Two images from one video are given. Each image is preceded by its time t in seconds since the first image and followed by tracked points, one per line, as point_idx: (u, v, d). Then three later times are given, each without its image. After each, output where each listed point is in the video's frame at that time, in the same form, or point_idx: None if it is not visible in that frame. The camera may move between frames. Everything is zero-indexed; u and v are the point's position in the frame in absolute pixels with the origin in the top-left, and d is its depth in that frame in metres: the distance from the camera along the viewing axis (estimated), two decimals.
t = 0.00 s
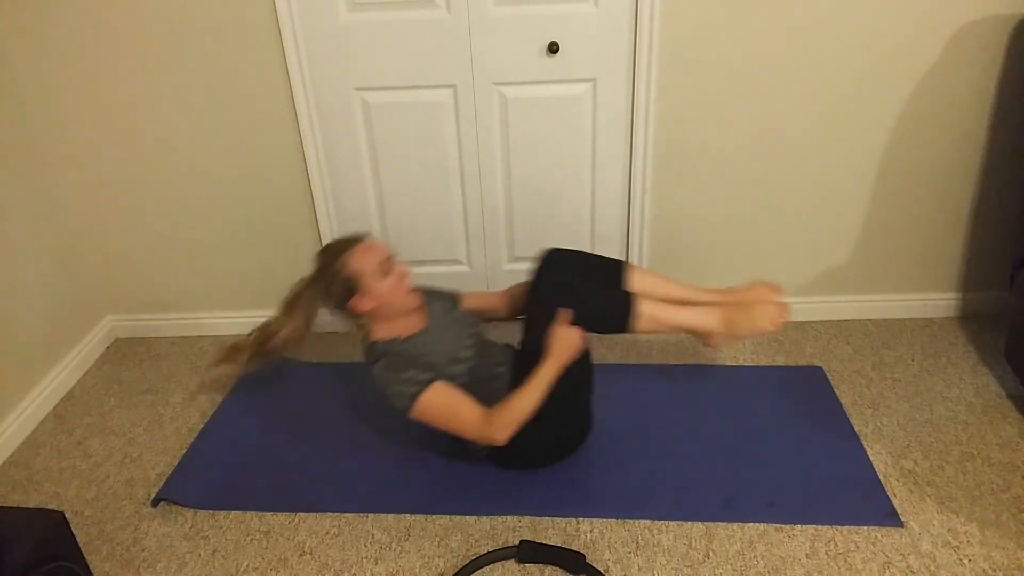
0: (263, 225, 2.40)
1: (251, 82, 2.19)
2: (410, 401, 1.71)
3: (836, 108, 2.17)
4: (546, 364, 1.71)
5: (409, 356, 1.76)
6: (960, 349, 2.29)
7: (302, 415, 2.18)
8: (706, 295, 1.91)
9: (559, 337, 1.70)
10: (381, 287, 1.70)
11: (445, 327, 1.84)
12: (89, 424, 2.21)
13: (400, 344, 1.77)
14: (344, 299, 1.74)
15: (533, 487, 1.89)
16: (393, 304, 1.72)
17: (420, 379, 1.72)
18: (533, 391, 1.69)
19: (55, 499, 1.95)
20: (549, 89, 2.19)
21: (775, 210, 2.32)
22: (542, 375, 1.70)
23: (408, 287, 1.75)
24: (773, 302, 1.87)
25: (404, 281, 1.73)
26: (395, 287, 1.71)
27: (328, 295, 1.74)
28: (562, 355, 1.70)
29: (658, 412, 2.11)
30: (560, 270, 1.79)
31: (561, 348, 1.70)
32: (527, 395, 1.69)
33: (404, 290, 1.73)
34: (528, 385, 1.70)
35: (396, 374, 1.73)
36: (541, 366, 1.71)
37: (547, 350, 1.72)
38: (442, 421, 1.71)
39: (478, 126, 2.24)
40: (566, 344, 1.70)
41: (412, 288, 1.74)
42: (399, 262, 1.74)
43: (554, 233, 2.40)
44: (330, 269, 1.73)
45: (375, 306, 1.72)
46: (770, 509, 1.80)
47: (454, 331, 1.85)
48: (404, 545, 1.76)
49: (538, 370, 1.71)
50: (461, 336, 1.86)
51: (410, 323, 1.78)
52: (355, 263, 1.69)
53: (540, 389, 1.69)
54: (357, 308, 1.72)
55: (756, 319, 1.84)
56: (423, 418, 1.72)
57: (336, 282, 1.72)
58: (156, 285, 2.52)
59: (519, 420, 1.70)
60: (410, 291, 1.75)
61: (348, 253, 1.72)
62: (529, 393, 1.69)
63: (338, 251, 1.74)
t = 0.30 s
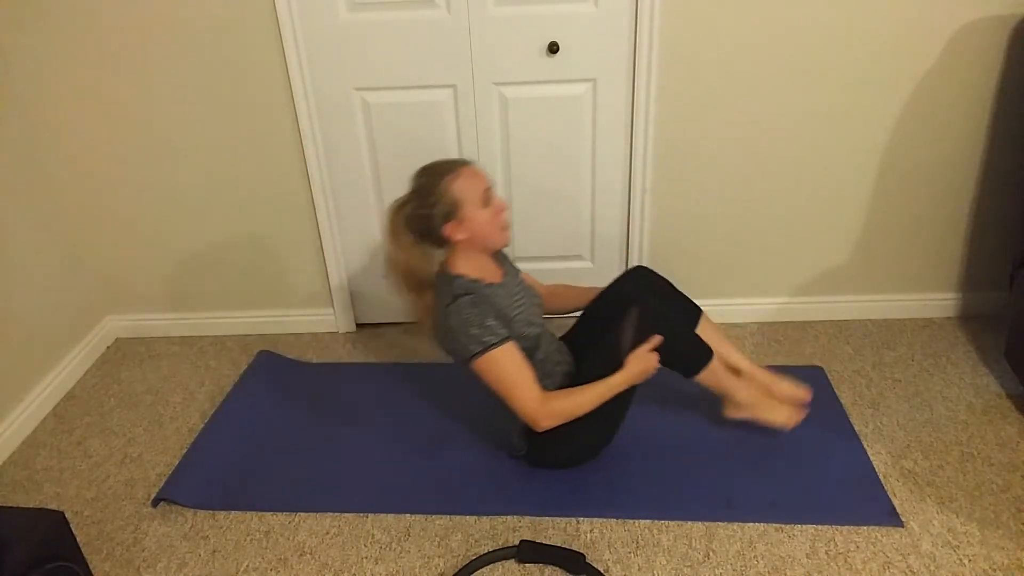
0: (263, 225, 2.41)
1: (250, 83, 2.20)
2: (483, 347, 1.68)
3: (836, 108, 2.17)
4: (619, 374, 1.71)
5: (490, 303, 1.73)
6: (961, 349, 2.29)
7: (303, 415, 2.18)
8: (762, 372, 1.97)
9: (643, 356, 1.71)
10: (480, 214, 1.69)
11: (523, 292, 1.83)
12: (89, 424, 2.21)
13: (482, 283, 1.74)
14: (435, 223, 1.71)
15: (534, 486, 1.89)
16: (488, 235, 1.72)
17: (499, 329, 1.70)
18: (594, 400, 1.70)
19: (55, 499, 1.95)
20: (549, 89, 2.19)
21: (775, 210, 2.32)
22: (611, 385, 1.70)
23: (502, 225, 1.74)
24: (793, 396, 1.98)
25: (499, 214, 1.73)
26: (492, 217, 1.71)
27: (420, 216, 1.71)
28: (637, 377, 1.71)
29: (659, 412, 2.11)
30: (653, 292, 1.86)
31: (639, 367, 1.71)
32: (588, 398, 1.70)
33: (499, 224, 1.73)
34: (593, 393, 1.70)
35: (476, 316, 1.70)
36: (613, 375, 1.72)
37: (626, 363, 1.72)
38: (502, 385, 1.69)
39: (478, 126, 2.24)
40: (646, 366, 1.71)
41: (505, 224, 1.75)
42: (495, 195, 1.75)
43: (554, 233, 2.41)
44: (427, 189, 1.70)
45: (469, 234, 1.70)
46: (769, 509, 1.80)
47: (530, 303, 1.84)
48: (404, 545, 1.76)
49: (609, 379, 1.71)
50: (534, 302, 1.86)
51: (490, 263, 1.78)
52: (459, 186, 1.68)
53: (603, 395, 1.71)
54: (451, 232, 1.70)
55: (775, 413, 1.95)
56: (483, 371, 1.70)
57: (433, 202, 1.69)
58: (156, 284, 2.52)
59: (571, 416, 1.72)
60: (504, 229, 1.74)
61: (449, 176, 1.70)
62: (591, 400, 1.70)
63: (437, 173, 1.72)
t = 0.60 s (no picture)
0: (263, 225, 2.41)
1: (250, 83, 2.20)
2: (524, 334, 1.66)
3: (835, 107, 2.17)
4: (640, 370, 1.70)
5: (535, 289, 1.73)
6: (960, 350, 2.29)
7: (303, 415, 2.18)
8: (765, 394, 2.00)
9: (662, 354, 1.71)
10: (539, 200, 1.69)
11: (561, 285, 1.82)
12: (89, 424, 2.21)
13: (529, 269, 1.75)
14: (494, 202, 1.70)
15: (534, 486, 1.89)
16: (543, 221, 1.71)
17: (540, 317, 1.68)
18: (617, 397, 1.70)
19: (55, 499, 1.95)
20: (549, 89, 2.19)
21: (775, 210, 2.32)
22: (635, 379, 1.69)
23: (557, 213, 1.74)
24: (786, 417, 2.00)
25: (556, 201, 1.73)
26: (550, 206, 1.71)
27: (477, 192, 1.70)
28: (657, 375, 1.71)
29: (660, 412, 2.11)
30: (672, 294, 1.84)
31: (658, 364, 1.71)
32: (609, 394, 1.69)
33: (554, 212, 1.73)
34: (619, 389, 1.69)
35: (524, 300, 1.69)
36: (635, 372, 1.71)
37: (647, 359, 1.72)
38: (532, 374, 1.67)
39: (478, 126, 2.24)
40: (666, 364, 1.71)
41: (560, 213, 1.75)
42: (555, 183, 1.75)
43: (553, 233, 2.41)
44: (489, 167, 1.69)
45: (525, 218, 1.70)
46: (769, 509, 1.80)
47: (567, 297, 1.83)
48: (404, 545, 1.76)
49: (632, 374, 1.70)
50: (568, 295, 1.85)
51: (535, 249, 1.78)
52: (523, 170, 1.68)
53: (624, 392, 1.70)
54: (507, 213, 1.70)
55: (766, 428, 1.97)
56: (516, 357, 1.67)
57: (494, 181, 1.68)
58: (156, 284, 2.52)
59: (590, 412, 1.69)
60: (559, 218, 1.74)
61: (513, 157, 1.69)
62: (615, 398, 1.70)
63: (502, 153, 1.71)
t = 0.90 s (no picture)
0: (263, 225, 2.41)
1: (251, 83, 2.20)
2: (501, 340, 1.66)
3: (835, 107, 2.17)
4: (622, 370, 1.70)
5: (513, 295, 1.73)
6: (960, 350, 2.29)
7: (303, 415, 2.18)
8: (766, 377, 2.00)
9: (644, 351, 1.71)
10: (516, 208, 1.70)
11: (542, 289, 1.82)
12: (89, 424, 2.21)
13: (507, 275, 1.75)
14: (471, 212, 1.71)
15: (533, 486, 1.89)
16: (520, 229, 1.72)
17: (519, 322, 1.68)
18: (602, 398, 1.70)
19: (55, 499, 1.95)
20: (548, 89, 2.19)
21: (776, 210, 2.32)
22: (616, 379, 1.69)
23: (536, 220, 1.75)
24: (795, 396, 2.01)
25: (534, 210, 1.73)
26: (527, 214, 1.72)
27: (455, 199, 1.71)
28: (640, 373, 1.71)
29: (659, 412, 2.11)
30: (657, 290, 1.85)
31: (640, 362, 1.70)
32: (592, 396, 1.68)
33: (532, 220, 1.73)
34: (602, 390, 1.69)
35: (502, 306, 1.69)
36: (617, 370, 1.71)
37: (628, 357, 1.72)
38: (513, 381, 1.67)
39: (478, 126, 2.24)
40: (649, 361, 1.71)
41: (538, 221, 1.75)
42: (533, 192, 1.75)
43: (554, 233, 2.40)
44: (468, 174, 1.70)
45: (502, 227, 1.71)
46: (769, 509, 1.80)
47: (549, 300, 1.83)
48: (404, 545, 1.76)
49: (613, 374, 1.70)
50: (551, 299, 1.84)
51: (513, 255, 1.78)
52: (500, 180, 1.68)
53: (607, 392, 1.69)
54: (485, 221, 1.70)
55: (778, 410, 1.96)
56: (496, 364, 1.68)
57: (471, 189, 1.69)
58: (156, 284, 2.52)
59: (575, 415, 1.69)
60: (537, 224, 1.75)
61: (491, 167, 1.69)
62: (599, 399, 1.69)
63: (481, 161, 1.71)
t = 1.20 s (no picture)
0: (263, 225, 2.41)
1: (251, 83, 2.20)
2: (466, 354, 1.68)
3: (835, 107, 2.17)
4: (592, 366, 1.69)
5: (475, 310, 1.74)
6: (960, 350, 2.29)
7: (302, 415, 2.18)
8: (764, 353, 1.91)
9: (613, 345, 1.70)
10: (468, 224, 1.70)
11: (511, 296, 1.83)
12: (89, 424, 2.21)
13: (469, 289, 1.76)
14: (425, 230, 1.72)
15: (533, 487, 1.89)
16: (475, 244, 1.72)
17: (483, 334, 1.70)
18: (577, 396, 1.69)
19: (55, 499, 1.95)
20: (548, 89, 2.19)
21: (775, 210, 2.32)
22: (587, 376, 1.68)
23: (492, 233, 1.75)
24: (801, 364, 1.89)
25: (488, 224, 1.74)
26: (481, 229, 1.72)
27: (409, 218, 1.72)
28: (614, 367, 1.70)
29: (659, 412, 2.11)
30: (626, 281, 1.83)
31: (609, 356, 1.69)
32: (568, 396, 1.68)
33: (486, 235, 1.73)
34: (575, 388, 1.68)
35: (462, 322, 1.71)
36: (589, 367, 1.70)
37: (598, 353, 1.71)
38: (486, 392, 1.69)
39: (478, 126, 2.24)
40: (620, 355, 1.70)
41: (494, 235, 1.75)
42: (488, 206, 1.75)
43: (554, 233, 2.40)
44: (421, 193, 1.71)
45: (457, 243, 1.72)
46: (770, 508, 1.80)
47: (520, 307, 1.83)
48: (404, 545, 1.76)
49: (585, 371, 1.69)
50: (522, 304, 1.85)
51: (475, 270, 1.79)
52: (451, 197, 1.69)
53: (581, 391, 1.69)
54: (439, 238, 1.71)
55: (787, 375, 1.84)
56: (466, 378, 1.70)
57: (424, 207, 1.70)
58: (156, 284, 2.52)
59: (552, 417, 1.69)
60: (493, 237, 1.75)
61: (443, 184, 1.70)
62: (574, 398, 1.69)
63: (433, 178, 1.72)
